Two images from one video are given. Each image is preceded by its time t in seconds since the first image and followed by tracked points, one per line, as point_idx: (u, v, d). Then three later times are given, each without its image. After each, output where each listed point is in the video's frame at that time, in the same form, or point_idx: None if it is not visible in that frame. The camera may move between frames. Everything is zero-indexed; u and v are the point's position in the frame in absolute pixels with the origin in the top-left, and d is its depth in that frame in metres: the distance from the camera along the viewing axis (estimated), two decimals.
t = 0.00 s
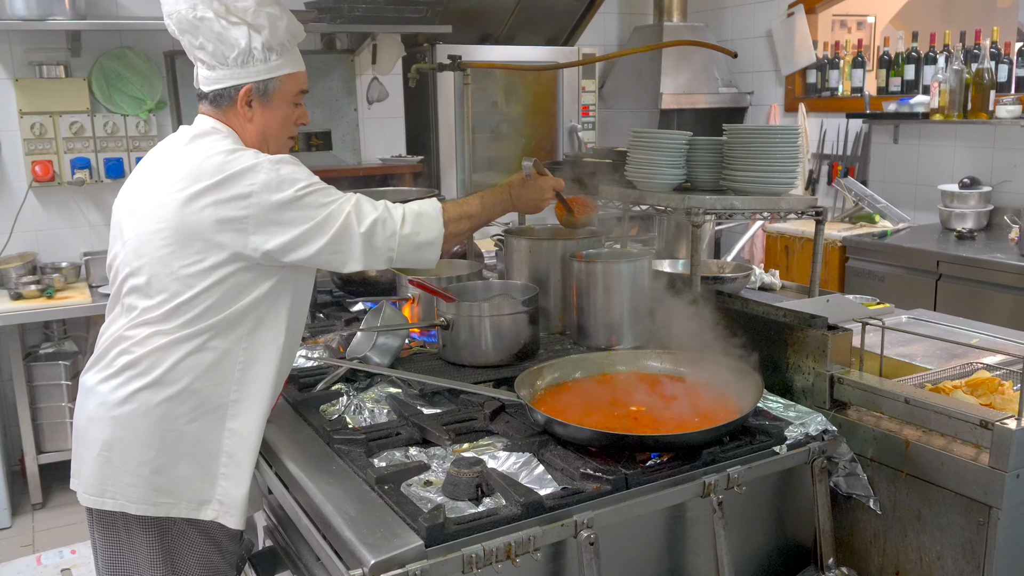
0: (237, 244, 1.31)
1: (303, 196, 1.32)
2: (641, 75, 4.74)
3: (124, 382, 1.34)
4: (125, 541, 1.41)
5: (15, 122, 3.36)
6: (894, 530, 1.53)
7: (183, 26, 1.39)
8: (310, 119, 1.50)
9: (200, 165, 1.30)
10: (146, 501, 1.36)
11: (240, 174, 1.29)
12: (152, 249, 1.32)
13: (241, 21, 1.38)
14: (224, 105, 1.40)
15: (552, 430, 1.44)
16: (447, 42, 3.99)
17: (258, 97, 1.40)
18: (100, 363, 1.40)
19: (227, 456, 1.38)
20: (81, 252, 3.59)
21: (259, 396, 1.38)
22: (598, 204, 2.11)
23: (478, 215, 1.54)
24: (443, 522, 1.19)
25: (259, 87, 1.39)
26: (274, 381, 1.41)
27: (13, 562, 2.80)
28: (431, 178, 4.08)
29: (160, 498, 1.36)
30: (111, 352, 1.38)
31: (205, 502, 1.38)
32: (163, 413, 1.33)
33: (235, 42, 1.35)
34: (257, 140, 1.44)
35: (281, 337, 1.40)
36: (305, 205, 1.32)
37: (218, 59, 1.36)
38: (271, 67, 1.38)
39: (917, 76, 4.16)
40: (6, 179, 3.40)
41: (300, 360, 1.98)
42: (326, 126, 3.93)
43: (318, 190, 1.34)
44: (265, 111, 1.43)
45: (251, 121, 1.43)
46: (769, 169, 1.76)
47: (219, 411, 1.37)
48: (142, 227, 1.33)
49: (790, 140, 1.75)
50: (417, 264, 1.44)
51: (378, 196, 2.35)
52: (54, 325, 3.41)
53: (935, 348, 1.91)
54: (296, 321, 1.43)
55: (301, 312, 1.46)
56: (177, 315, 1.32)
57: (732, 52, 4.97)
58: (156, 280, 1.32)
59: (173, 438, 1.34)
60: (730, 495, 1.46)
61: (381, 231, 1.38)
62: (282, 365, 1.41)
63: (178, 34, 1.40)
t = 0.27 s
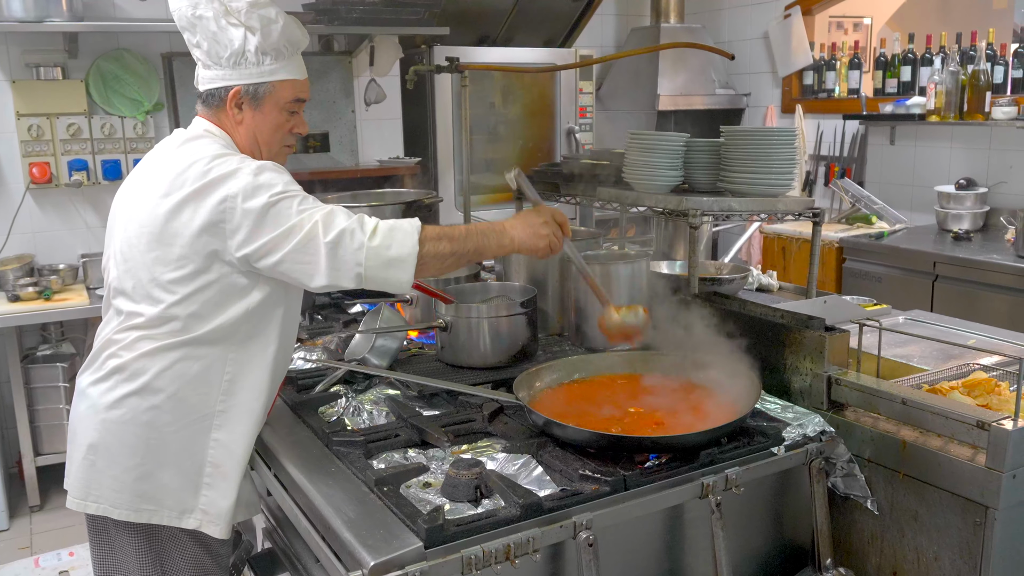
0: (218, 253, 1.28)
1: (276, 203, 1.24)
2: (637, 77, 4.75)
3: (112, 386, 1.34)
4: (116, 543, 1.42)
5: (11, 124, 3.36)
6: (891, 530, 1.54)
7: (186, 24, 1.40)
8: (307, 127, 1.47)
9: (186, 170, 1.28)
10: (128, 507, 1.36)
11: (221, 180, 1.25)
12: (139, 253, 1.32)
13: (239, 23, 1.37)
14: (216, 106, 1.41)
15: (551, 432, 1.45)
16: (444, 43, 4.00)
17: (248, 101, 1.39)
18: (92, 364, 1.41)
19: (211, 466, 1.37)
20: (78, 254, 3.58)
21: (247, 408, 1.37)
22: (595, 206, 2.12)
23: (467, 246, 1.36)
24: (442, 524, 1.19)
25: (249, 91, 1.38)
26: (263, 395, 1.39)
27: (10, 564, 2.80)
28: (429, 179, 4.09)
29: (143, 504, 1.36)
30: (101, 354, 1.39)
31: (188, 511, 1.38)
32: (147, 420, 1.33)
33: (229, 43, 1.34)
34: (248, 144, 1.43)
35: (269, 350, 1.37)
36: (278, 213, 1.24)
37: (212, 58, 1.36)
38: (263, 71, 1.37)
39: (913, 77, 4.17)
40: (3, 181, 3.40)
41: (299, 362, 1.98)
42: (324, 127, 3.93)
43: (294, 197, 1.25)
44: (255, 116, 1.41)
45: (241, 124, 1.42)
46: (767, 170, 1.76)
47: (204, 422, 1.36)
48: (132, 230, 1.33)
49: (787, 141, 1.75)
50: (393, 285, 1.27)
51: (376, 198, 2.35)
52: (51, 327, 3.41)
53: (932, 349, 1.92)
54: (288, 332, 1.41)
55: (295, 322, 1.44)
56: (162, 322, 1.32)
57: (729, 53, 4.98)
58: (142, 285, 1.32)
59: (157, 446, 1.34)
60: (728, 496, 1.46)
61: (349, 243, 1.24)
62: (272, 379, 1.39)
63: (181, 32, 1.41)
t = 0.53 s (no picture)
0: (227, 261, 1.29)
1: (281, 202, 1.26)
2: (638, 81, 4.76)
3: (119, 393, 1.35)
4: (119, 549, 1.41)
5: (14, 128, 3.37)
6: (893, 534, 1.54)
7: (198, 30, 1.40)
8: (315, 134, 1.49)
9: (196, 176, 1.30)
10: (132, 514, 1.36)
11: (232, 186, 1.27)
12: (148, 259, 1.32)
13: (254, 30, 1.38)
14: (227, 112, 1.42)
15: (554, 436, 1.45)
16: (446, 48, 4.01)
17: (262, 107, 1.41)
18: (98, 370, 1.41)
19: (218, 477, 1.37)
20: (81, 259, 3.59)
21: (253, 419, 1.37)
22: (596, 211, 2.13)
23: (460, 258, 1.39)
24: (445, 528, 1.20)
25: (264, 97, 1.40)
26: (272, 407, 1.39)
27: (11, 569, 2.80)
28: (430, 184, 4.10)
29: (147, 512, 1.37)
30: (108, 360, 1.40)
31: (193, 520, 1.39)
32: (153, 428, 1.33)
33: (244, 49, 1.35)
34: (259, 150, 1.44)
35: (277, 361, 1.38)
36: (282, 212, 1.26)
37: (227, 64, 1.37)
38: (278, 78, 1.38)
39: (913, 82, 4.19)
40: (5, 185, 3.40)
41: (301, 366, 1.99)
42: (325, 132, 3.94)
43: (298, 198, 1.28)
44: (268, 121, 1.43)
45: (253, 130, 1.43)
46: (768, 175, 1.76)
47: (211, 432, 1.36)
48: (140, 236, 1.34)
49: (788, 146, 1.76)
50: (387, 289, 1.27)
51: (379, 202, 2.36)
52: (54, 331, 3.41)
53: (933, 353, 1.92)
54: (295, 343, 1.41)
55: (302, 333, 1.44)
56: (170, 329, 1.32)
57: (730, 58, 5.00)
58: (150, 291, 1.32)
59: (164, 454, 1.35)
60: (730, 501, 1.47)
61: (349, 242, 1.25)
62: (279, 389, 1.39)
63: (193, 38, 1.42)
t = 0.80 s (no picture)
0: (264, 253, 1.34)
1: (331, 200, 1.35)
2: (643, 87, 4.77)
3: (142, 391, 1.36)
4: (133, 551, 1.42)
5: (22, 134, 3.39)
6: (900, 541, 1.54)
7: (207, 46, 1.41)
8: (322, 132, 1.55)
9: (225, 174, 1.33)
10: (164, 507, 1.38)
11: (267, 183, 1.32)
12: (175, 258, 1.35)
13: (264, 40, 1.42)
14: (248, 122, 1.43)
15: (560, 442, 1.45)
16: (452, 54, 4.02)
17: (282, 114, 1.45)
18: (114, 372, 1.41)
19: (243, 461, 1.38)
20: (87, 264, 3.60)
21: (275, 401, 1.40)
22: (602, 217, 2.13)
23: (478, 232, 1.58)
24: (451, 533, 1.20)
25: (283, 104, 1.44)
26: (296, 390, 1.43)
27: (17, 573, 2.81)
28: (435, 189, 4.10)
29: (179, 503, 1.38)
30: (125, 361, 1.40)
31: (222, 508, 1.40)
32: (184, 418, 1.35)
33: (260, 61, 1.38)
34: (280, 156, 1.48)
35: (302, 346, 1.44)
36: (331, 209, 1.35)
37: (243, 77, 1.39)
38: (293, 84, 1.43)
39: (919, 88, 4.20)
40: (12, 191, 3.42)
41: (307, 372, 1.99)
42: (331, 138, 3.95)
43: (342, 194, 1.37)
44: (287, 127, 1.47)
45: (274, 137, 1.46)
46: (773, 179, 1.76)
47: (239, 418, 1.39)
48: (164, 236, 1.36)
49: (794, 151, 1.75)
50: (440, 262, 1.49)
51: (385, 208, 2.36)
52: (60, 336, 3.42)
53: (939, 359, 1.92)
54: (310, 328, 1.46)
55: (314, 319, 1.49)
56: (196, 322, 1.35)
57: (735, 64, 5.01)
58: (177, 289, 1.35)
59: (192, 444, 1.37)
60: (736, 507, 1.46)
61: (406, 229, 1.43)
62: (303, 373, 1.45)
63: (201, 54, 1.42)
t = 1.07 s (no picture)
0: (303, 253, 1.39)
1: (365, 204, 1.43)
2: (656, 95, 4.77)
3: (182, 391, 1.36)
4: (172, 554, 1.41)
5: (41, 144, 3.43)
6: (918, 551, 1.52)
7: (225, 63, 1.42)
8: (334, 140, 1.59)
9: (265, 178, 1.38)
10: (207, 504, 1.37)
11: (307, 186, 1.38)
12: (213, 260, 1.37)
13: (280, 56, 1.44)
14: (269, 136, 1.46)
15: (574, 450, 1.45)
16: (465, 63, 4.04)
17: (301, 127, 1.48)
18: (146, 377, 1.41)
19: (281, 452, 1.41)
20: (104, 273, 3.64)
21: (310, 393, 1.44)
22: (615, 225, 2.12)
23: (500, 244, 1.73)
24: (466, 541, 1.20)
25: (302, 117, 1.48)
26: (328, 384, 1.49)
27: None
28: (449, 198, 4.12)
29: (222, 499, 1.38)
30: (159, 365, 1.40)
31: (264, 500, 1.41)
32: (226, 414, 1.36)
33: (279, 77, 1.41)
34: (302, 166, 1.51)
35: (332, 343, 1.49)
36: (366, 213, 1.43)
37: (263, 94, 1.42)
38: (310, 98, 1.47)
39: (934, 95, 4.17)
40: (31, 200, 3.46)
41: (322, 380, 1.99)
42: (345, 147, 3.97)
43: (373, 200, 1.45)
44: (305, 139, 1.51)
45: (294, 150, 1.50)
46: (788, 187, 1.76)
47: (278, 411, 1.42)
48: (200, 240, 1.38)
49: (809, 158, 1.74)
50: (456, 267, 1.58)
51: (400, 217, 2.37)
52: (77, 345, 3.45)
53: (957, 368, 1.90)
54: (335, 327, 1.51)
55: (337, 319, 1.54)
56: (239, 320, 1.37)
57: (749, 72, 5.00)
58: (217, 289, 1.37)
59: (233, 439, 1.38)
60: (752, 516, 1.46)
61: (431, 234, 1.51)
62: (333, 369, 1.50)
63: (219, 72, 1.44)
